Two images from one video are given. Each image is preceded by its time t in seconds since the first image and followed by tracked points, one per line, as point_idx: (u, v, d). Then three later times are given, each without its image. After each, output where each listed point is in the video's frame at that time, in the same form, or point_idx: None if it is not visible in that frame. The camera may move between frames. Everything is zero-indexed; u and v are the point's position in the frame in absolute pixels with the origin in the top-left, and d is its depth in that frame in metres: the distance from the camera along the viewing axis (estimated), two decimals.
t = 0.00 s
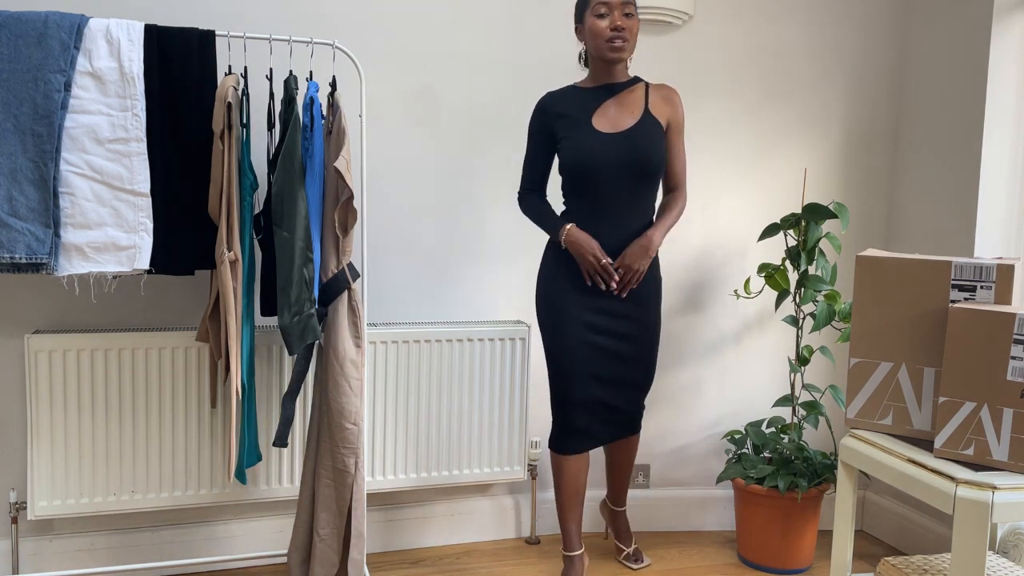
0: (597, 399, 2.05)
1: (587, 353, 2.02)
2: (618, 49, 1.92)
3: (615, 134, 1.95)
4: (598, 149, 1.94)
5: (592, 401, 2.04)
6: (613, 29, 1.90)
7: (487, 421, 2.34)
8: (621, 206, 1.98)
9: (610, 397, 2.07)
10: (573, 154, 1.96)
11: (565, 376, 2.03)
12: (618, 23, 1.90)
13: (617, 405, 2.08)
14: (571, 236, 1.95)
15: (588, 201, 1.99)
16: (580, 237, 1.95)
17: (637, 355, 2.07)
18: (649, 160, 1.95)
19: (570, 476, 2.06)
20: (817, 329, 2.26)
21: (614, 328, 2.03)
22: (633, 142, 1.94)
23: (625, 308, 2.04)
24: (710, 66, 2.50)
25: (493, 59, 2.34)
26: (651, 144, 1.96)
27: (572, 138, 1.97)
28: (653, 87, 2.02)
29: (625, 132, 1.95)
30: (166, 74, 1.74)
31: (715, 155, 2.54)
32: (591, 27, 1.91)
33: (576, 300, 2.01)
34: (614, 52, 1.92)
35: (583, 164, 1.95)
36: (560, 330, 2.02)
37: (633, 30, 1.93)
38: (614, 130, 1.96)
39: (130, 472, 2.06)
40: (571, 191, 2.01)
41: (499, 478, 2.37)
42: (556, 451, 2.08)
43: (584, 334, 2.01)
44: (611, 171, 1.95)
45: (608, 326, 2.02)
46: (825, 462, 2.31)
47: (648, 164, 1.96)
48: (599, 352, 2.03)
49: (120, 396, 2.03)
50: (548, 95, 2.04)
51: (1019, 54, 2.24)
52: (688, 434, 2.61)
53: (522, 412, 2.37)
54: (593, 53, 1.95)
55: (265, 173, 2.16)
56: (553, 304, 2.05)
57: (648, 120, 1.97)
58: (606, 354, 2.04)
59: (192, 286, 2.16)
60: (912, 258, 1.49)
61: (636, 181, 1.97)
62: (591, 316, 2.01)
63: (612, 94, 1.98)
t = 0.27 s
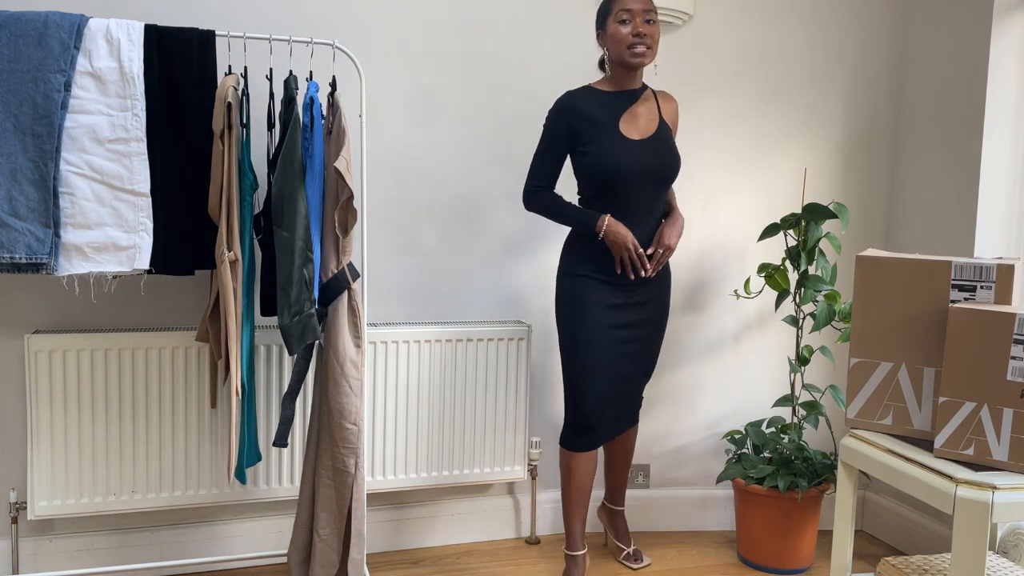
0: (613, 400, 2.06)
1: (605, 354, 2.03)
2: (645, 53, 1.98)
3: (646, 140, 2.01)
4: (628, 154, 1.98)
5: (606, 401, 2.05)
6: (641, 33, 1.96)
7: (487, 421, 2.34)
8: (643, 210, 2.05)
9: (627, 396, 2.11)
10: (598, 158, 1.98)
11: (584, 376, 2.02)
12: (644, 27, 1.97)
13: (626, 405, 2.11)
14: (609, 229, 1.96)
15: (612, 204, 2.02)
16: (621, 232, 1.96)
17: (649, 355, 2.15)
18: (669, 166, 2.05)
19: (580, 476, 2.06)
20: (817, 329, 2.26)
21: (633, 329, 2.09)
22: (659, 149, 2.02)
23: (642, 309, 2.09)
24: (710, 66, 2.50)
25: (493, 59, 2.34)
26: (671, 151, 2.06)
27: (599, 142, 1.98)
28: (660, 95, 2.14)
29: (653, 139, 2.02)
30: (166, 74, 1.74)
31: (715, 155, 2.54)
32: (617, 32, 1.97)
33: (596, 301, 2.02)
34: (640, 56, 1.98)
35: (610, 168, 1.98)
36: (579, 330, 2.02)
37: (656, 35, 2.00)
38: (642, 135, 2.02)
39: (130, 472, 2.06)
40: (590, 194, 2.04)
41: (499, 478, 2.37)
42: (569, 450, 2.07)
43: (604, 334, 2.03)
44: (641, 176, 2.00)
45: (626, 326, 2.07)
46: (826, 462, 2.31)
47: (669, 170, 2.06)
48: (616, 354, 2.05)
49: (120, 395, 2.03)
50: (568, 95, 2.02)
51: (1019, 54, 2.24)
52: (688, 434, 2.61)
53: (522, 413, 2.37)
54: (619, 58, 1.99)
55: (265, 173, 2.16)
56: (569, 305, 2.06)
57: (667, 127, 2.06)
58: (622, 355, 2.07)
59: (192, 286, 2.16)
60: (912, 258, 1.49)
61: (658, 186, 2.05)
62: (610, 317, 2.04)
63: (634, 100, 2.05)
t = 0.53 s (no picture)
0: (628, 400, 2.07)
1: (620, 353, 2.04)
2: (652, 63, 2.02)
3: (659, 146, 2.05)
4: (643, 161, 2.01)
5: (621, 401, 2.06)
6: (650, 42, 2.00)
7: (487, 421, 2.34)
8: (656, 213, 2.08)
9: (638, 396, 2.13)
10: (613, 161, 2.00)
11: (600, 376, 2.02)
12: (651, 37, 2.01)
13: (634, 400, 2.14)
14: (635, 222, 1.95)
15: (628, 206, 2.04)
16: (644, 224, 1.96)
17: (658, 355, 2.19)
18: (678, 171, 2.10)
19: (591, 474, 2.07)
20: (817, 329, 2.26)
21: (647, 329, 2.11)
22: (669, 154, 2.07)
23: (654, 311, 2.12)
24: (710, 66, 2.50)
25: (493, 59, 2.34)
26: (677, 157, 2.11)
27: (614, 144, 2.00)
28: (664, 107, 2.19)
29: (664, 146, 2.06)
30: (166, 74, 1.74)
31: (716, 155, 2.54)
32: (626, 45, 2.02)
33: (613, 300, 2.03)
34: (648, 66, 2.02)
35: (625, 173, 2.00)
36: (595, 328, 2.03)
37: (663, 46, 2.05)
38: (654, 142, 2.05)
39: (131, 472, 2.06)
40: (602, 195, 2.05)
41: (499, 477, 2.37)
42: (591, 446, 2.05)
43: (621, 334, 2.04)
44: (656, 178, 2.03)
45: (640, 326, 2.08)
46: (825, 462, 2.31)
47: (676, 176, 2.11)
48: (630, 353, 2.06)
49: (120, 395, 2.03)
50: (586, 97, 2.02)
51: (1018, 54, 2.24)
52: (688, 434, 2.61)
53: (522, 413, 2.37)
54: (627, 69, 2.03)
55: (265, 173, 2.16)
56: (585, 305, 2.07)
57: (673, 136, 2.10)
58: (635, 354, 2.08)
59: (191, 286, 2.16)
60: (913, 258, 1.49)
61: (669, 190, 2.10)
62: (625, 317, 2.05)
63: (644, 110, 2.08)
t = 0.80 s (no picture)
0: (630, 400, 2.07)
1: (623, 352, 2.04)
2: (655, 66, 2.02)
3: (661, 147, 2.07)
4: (647, 161, 2.02)
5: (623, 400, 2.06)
6: (653, 46, 2.00)
7: (487, 420, 2.34)
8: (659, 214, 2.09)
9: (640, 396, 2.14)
10: (618, 161, 2.00)
11: (602, 375, 2.02)
12: (654, 41, 2.01)
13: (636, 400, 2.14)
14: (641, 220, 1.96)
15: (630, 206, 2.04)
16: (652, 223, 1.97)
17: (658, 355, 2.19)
18: (678, 173, 2.11)
19: (592, 474, 2.06)
20: (817, 329, 2.26)
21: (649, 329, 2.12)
22: (670, 156, 2.08)
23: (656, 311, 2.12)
24: (710, 66, 2.50)
25: (493, 59, 2.34)
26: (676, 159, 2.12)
27: (620, 145, 2.00)
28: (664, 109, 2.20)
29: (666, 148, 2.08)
30: (166, 74, 1.74)
31: (716, 155, 2.54)
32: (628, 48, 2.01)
33: (616, 300, 2.03)
34: (651, 69, 2.01)
35: (628, 171, 2.00)
36: (600, 328, 2.03)
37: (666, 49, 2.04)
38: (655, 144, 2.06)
39: (131, 472, 2.06)
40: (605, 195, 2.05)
41: (499, 478, 2.37)
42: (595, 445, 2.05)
43: (623, 334, 2.04)
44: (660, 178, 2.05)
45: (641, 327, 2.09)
46: (826, 462, 2.31)
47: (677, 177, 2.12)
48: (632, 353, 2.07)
49: (120, 395, 2.03)
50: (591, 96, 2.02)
51: (1018, 54, 2.24)
52: (688, 434, 2.61)
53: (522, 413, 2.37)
54: (630, 71, 2.03)
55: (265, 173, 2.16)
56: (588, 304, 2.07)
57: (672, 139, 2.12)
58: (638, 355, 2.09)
59: (191, 286, 2.16)
60: (913, 258, 1.49)
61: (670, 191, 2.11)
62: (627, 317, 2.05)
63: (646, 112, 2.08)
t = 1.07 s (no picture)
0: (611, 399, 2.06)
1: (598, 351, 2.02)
2: (647, 58, 1.99)
3: (652, 141, 2.02)
4: (630, 157, 1.99)
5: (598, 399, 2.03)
6: (644, 38, 1.98)
7: (486, 420, 2.34)
8: (648, 213, 2.06)
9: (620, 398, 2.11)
10: (600, 154, 1.99)
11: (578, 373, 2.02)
12: (646, 33, 1.98)
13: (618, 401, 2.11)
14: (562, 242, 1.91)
15: (613, 204, 2.02)
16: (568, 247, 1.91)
17: (646, 358, 2.15)
18: (674, 171, 2.05)
19: (582, 477, 2.06)
20: (817, 329, 2.26)
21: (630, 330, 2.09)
22: (663, 150, 2.02)
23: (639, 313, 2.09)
24: (710, 66, 2.50)
25: (493, 58, 2.34)
26: (675, 156, 2.05)
27: (602, 139, 1.99)
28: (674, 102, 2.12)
29: (658, 142, 2.02)
30: (166, 74, 1.74)
31: (716, 155, 2.54)
32: (620, 40, 2.00)
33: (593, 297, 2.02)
34: (644, 61, 1.99)
35: (613, 166, 1.98)
36: (573, 324, 2.02)
37: (661, 41, 2.01)
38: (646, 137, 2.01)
39: (131, 472, 2.06)
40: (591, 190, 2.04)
41: (499, 478, 2.37)
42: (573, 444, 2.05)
43: (598, 332, 2.02)
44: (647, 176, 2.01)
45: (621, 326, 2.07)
46: (826, 462, 2.31)
47: (674, 176, 2.06)
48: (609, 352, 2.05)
49: (120, 395, 2.03)
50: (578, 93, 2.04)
51: (1018, 54, 2.24)
52: (688, 434, 2.61)
53: (522, 413, 2.37)
54: (623, 64, 2.01)
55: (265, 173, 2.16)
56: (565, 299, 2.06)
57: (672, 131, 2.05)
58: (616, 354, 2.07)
59: (192, 286, 2.16)
60: (912, 258, 1.49)
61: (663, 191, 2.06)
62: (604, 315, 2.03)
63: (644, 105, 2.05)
